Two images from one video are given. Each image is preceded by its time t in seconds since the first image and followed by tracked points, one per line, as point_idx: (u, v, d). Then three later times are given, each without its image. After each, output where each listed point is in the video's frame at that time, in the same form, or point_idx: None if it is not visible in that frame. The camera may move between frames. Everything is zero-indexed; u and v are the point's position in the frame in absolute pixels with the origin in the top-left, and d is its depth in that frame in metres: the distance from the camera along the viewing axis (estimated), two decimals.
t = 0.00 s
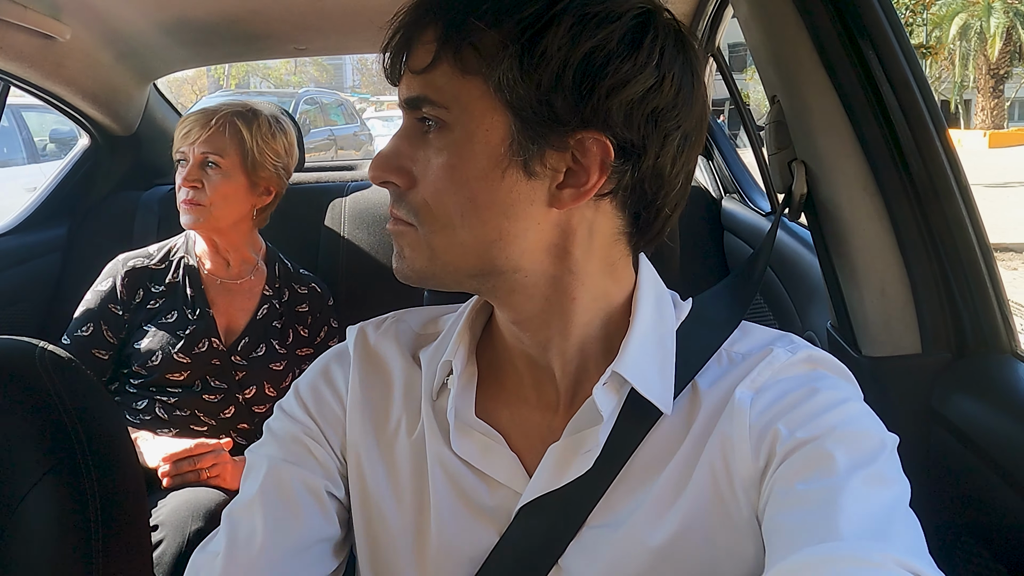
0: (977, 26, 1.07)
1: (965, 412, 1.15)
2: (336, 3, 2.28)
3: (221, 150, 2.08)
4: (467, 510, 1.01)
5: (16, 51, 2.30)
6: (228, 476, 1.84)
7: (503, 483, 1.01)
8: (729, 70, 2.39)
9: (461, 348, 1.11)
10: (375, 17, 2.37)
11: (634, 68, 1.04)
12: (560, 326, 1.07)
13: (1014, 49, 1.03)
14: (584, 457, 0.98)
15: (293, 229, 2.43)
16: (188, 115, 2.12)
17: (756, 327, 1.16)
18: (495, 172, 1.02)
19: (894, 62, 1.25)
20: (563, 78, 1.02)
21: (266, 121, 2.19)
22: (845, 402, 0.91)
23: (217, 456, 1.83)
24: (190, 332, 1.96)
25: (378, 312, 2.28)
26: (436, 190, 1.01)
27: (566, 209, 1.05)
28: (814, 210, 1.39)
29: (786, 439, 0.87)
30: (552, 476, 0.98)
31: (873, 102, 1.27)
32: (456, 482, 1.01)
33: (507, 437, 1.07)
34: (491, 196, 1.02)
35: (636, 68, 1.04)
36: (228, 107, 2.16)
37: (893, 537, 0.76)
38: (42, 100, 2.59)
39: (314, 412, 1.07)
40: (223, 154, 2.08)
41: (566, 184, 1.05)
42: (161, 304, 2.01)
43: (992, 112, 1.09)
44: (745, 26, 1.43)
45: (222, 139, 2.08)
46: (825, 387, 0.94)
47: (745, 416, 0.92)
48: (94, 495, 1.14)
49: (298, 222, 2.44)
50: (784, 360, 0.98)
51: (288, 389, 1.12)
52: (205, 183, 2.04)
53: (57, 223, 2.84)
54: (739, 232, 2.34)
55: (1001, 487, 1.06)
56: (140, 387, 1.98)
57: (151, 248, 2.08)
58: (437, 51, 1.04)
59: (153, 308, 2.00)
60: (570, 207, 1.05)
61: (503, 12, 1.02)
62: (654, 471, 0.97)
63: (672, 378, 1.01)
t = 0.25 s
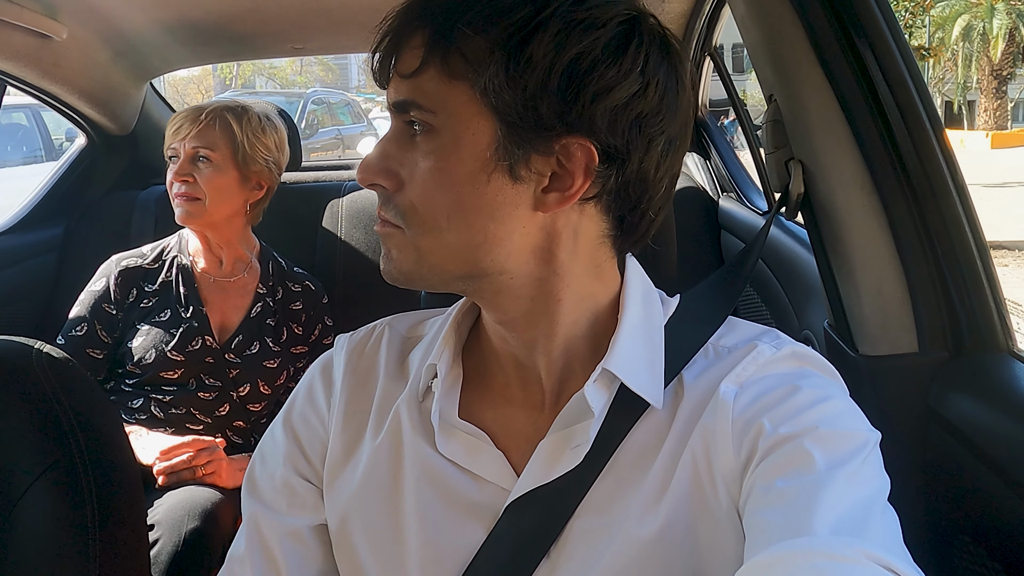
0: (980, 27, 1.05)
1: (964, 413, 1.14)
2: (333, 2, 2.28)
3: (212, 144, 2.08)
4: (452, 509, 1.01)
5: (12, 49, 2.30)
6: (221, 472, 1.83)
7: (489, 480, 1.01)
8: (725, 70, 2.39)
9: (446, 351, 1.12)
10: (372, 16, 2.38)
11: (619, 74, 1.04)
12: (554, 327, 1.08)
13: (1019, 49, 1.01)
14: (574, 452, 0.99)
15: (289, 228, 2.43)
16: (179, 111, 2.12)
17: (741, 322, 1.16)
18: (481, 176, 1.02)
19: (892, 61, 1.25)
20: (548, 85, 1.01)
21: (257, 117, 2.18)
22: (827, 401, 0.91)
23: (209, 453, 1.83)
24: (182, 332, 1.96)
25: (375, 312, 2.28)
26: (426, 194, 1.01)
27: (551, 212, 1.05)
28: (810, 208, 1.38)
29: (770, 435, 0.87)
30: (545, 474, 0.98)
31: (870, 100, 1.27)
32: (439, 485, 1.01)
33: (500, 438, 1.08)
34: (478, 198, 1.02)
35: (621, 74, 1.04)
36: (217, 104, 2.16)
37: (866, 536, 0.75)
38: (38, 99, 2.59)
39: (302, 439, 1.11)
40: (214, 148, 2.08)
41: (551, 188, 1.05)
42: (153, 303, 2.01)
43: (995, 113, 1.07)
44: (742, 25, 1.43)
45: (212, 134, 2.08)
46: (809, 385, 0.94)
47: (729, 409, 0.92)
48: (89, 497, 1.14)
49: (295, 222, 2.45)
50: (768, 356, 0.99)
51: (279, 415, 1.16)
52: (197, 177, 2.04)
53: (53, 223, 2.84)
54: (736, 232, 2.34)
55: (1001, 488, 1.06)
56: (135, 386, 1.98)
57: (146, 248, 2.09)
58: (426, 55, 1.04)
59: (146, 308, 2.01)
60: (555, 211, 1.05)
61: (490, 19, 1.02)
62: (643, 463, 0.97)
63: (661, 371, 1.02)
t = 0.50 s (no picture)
0: (985, 28, 1.04)
1: (965, 413, 1.14)
2: (332, 3, 2.29)
3: (206, 143, 2.09)
4: (447, 511, 1.01)
5: (12, 51, 2.31)
6: (209, 458, 1.84)
7: (485, 481, 1.02)
8: (725, 70, 2.40)
9: (439, 358, 1.11)
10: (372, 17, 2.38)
11: (597, 75, 1.03)
12: (553, 329, 1.08)
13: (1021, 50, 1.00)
14: (572, 453, 0.99)
15: (289, 229, 2.44)
16: (171, 112, 2.13)
17: (737, 318, 1.16)
18: (466, 183, 1.02)
19: (892, 61, 1.25)
20: (526, 90, 1.01)
21: (250, 114, 2.18)
22: (819, 398, 0.91)
23: (195, 440, 1.83)
24: (183, 334, 1.96)
25: (376, 312, 2.29)
26: (413, 204, 1.02)
27: (537, 216, 1.05)
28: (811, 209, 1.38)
29: (763, 432, 0.87)
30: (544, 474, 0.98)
31: (869, 100, 1.27)
32: (431, 488, 1.01)
33: (499, 439, 1.07)
34: (464, 205, 1.02)
35: (600, 75, 1.03)
36: (210, 103, 2.17)
37: (858, 534, 0.75)
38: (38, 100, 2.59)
39: (295, 454, 1.12)
40: (208, 146, 2.09)
41: (535, 193, 1.05)
42: (153, 305, 2.01)
43: (1000, 114, 1.06)
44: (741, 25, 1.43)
45: (205, 132, 2.09)
46: (803, 381, 0.94)
47: (723, 406, 0.93)
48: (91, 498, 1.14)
49: (294, 222, 2.45)
50: (763, 353, 0.99)
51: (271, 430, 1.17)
52: (192, 176, 2.05)
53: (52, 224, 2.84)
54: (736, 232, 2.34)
55: (1001, 487, 1.05)
56: (138, 388, 1.98)
57: (144, 252, 2.09)
58: (405, 66, 1.04)
59: (146, 310, 2.00)
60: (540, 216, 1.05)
61: (465, 25, 1.01)
62: (640, 462, 0.97)
63: (658, 366, 1.02)
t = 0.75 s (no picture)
0: (990, 28, 1.05)
1: (964, 414, 1.14)
2: (332, 3, 2.29)
3: (198, 144, 2.08)
4: (441, 509, 1.02)
5: (13, 52, 2.31)
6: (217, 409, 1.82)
7: (480, 477, 1.02)
8: (726, 71, 2.40)
9: (430, 357, 1.13)
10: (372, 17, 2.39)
11: (582, 82, 1.02)
12: (548, 328, 1.08)
13: None
14: (565, 447, 0.99)
15: (289, 229, 2.44)
16: (161, 113, 2.12)
17: (733, 318, 1.16)
18: (454, 196, 1.02)
19: (891, 60, 1.25)
20: (510, 99, 1.00)
21: (239, 112, 2.17)
22: (812, 397, 0.90)
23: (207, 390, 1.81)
24: (182, 327, 1.98)
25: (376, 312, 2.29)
26: (398, 218, 1.01)
27: (525, 225, 1.05)
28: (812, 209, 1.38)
29: (755, 431, 0.87)
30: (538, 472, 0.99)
31: (869, 100, 1.27)
32: (425, 487, 1.02)
33: (493, 440, 1.08)
34: (453, 216, 1.02)
35: (584, 82, 1.03)
36: (199, 100, 2.15)
37: (849, 538, 0.76)
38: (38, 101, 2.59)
39: (294, 447, 1.12)
40: (200, 147, 2.08)
41: (523, 202, 1.04)
42: (150, 300, 2.01)
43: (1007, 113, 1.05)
44: (742, 25, 1.42)
45: (196, 133, 2.08)
46: (796, 381, 0.93)
47: (715, 404, 0.92)
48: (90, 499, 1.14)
49: (295, 223, 2.45)
50: (756, 352, 0.99)
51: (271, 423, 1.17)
52: (186, 177, 2.05)
53: (53, 225, 2.84)
54: (736, 232, 2.34)
55: (1000, 487, 1.05)
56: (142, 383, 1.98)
57: (140, 247, 2.10)
58: (388, 80, 1.03)
59: (143, 305, 2.01)
60: (528, 223, 1.05)
61: (450, 38, 1.00)
62: (633, 456, 0.97)
63: (653, 364, 1.02)
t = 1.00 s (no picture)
0: (995, 28, 1.05)
1: (966, 414, 1.14)
2: (334, 3, 2.29)
3: (195, 142, 2.05)
4: (445, 504, 1.03)
5: (15, 52, 2.31)
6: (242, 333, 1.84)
7: (482, 473, 1.03)
8: (728, 72, 2.40)
9: (436, 351, 1.13)
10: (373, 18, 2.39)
11: (582, 83, 1.02)
12: (551, 327, 1.08)
13: None
14: (565, 444, 1.00)
15: (290, 229, 2.44)
16: (150, 114, 2.06)
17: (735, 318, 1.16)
18: (458, 195, 1.02)
19: (893, 60, 1.25)
20: (512, 101, 1.00)
21: (229, 107, 2.16)
22: (812, 397, 0.90)
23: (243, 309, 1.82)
24: (172, 324, 1.98)
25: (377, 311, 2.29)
26: (404, 218, 1.02)
27: (528, 224, 1.05)
28: (813, 210, 1.38)
29: (754, 429, 0.87)
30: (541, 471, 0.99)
31: (870, 100, 1.27)
32: (428, 482, 1.02)
33: (496, 440, 1.08)
34: (456, 216, 1.02)
35: (585, 82, 1.02)
36: (190, 98, 2.12)
37: (847, 536, 0.75)
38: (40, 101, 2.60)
39: (302, 436, 1.12)
40: (197, 145, 2.05)
41: (526, 201, 1.04)
42: (141, 299, 2.04)
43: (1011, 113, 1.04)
44: (744, 25, 1.42)
45: (192, 131, 2.05)
46: (796, 380, 0.93)
47: (716, 404, 0.92)
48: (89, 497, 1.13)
49: (297, 223, 2.45)
50: (757, 352, 0.99)
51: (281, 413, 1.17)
52: (185, 176, 2.01)
53: (54, 225, 2.84)
54: (738, 232, 2.34)
55: (1001, 487, 1.05)
56: (138, 383, 1.99)
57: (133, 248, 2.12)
58: (392, 85, 1.03)
59: (135, 304, 2.04)
60: (532, 223, 1.05)
61: (451, 40, 1.00)
62: (634, 452, 0.97)
63: (653, 364, 1.02)
